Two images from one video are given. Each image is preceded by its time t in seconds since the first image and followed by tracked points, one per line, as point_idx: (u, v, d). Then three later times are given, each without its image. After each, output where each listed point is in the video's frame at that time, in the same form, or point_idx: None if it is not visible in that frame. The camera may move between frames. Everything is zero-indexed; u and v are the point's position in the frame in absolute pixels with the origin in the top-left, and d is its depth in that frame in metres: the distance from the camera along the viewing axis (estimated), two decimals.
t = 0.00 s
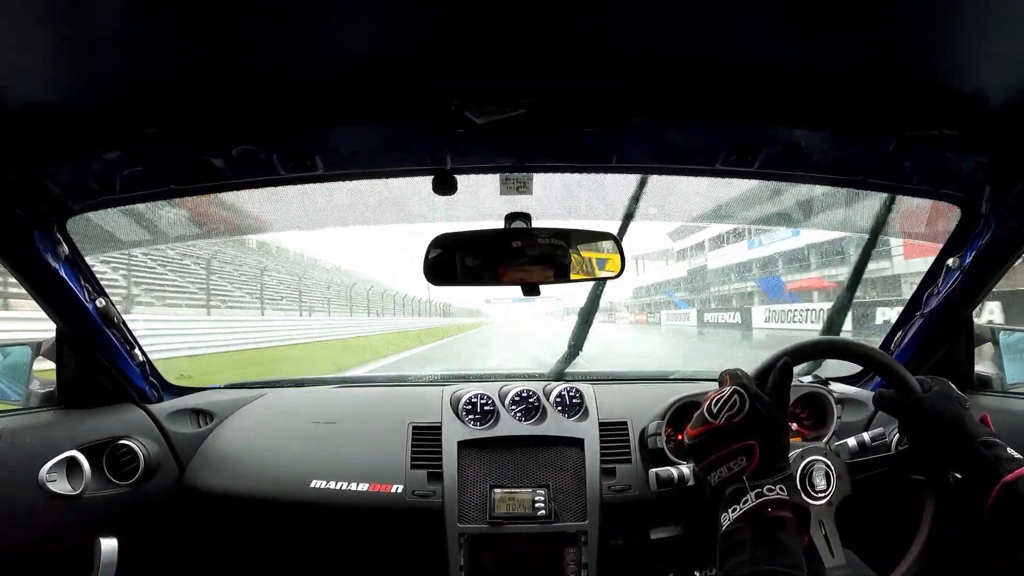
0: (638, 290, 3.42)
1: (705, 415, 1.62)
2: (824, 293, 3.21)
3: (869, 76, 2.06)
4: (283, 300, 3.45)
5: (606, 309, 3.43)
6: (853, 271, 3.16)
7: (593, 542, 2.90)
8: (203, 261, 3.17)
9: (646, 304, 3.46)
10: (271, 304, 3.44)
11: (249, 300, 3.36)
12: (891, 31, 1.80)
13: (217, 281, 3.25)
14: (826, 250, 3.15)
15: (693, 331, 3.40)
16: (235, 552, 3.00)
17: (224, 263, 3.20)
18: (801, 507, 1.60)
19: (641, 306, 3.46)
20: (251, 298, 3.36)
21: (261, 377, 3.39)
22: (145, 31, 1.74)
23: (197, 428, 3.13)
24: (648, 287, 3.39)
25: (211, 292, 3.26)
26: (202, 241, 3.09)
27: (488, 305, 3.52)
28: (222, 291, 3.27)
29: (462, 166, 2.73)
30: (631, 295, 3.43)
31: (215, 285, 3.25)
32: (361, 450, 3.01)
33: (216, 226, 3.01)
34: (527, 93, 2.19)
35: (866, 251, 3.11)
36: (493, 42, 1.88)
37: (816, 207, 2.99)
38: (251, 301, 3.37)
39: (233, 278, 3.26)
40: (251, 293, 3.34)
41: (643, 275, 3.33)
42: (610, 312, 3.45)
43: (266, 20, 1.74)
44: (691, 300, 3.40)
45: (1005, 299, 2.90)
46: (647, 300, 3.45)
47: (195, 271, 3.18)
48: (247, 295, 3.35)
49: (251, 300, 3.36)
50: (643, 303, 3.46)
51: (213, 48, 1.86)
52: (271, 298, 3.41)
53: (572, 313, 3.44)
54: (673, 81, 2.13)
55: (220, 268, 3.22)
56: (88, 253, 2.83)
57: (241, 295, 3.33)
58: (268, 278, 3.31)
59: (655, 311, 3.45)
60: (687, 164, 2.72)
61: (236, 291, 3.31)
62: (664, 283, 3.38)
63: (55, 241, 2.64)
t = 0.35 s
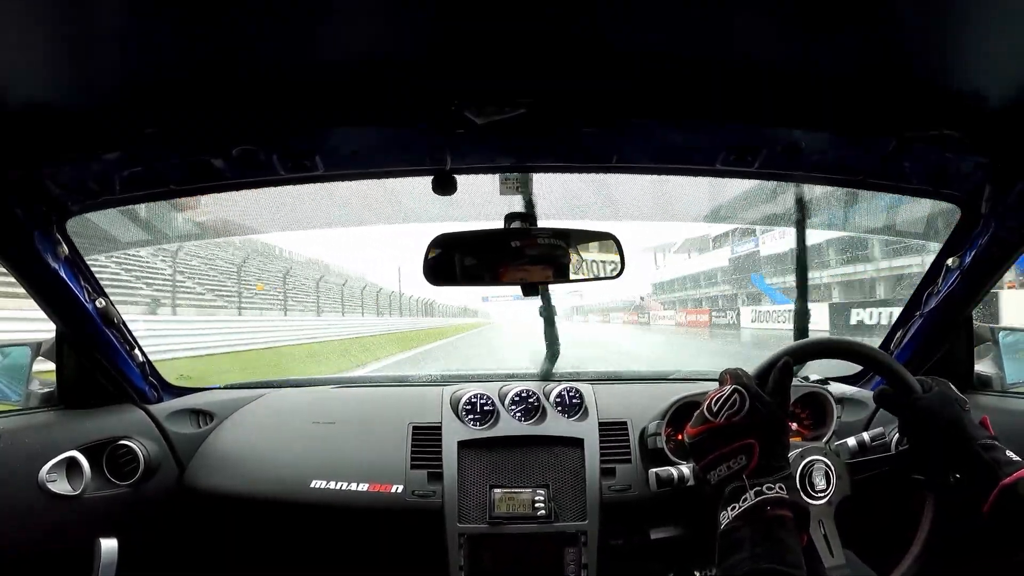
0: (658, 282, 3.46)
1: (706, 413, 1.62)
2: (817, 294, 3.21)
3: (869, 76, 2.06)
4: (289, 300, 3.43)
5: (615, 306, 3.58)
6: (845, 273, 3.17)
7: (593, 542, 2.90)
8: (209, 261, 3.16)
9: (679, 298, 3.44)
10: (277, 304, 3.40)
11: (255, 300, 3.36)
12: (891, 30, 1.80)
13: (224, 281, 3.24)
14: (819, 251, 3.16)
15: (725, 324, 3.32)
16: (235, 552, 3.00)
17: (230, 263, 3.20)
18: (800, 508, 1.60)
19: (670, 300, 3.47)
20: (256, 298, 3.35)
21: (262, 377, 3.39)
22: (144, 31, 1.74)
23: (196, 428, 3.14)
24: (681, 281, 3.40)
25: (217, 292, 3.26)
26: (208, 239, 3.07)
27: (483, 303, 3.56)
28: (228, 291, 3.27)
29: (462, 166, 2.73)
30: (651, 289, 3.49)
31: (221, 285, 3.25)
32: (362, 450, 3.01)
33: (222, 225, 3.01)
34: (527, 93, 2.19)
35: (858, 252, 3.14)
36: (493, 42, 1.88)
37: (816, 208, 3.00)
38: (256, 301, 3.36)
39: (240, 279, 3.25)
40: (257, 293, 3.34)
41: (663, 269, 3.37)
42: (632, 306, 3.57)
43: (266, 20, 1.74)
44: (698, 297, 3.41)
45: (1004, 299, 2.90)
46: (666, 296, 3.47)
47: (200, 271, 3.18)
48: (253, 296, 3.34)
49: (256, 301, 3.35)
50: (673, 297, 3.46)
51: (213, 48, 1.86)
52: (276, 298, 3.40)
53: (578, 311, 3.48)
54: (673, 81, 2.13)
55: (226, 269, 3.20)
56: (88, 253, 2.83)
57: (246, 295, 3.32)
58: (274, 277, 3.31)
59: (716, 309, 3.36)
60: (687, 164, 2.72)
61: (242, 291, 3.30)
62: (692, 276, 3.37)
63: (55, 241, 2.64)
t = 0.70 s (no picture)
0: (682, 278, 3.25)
1: (705, 413, 1.62)
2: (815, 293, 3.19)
3: (869, 76, 2.06)
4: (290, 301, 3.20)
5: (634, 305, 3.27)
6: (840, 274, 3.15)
7: (592, 542, 2.91)
8: (208, 259, 3.07)
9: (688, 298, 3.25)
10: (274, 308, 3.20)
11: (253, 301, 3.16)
12: (891, 30, 1.80)
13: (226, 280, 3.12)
14: (831, 245, 3.11)
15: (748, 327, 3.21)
16: (235, 552, 3.00)
17: (230, 264, 3.10)
18: (799, 506, 1.58)
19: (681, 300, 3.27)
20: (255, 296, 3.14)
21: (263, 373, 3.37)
22: (145, 31, 1.75)
23: (195, 428, 3.13)
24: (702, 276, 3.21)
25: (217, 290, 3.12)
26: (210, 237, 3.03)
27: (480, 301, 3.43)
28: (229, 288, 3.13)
29: (462, 166, 2.73)
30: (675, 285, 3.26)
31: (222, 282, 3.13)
32: (361, 450, 3.01)
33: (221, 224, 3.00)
34: (526, 93, 2.19)
35: (860, 254, 3.11)
36: (493, 42, 1.89)
37: (815, 209, 3.00)
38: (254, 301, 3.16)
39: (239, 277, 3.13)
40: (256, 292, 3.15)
41: (690, 260, 3.22)
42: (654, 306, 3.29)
43: (266, 20, 1.74)
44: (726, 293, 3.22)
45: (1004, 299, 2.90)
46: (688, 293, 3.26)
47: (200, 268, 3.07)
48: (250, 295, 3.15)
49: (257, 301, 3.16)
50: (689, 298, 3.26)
51: (213, 48, 1.86)
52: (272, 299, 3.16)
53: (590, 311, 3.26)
54: (673, 81, 2.13)
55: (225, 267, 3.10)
56: (88, 253, 2.84)
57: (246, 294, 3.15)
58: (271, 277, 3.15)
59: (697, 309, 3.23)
60: (687, 164, 2.72)
61: (241, 288, 3.13)
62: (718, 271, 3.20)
63: (54, 241, 2.64)
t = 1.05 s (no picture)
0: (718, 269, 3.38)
1: (706, 410, 1.61)
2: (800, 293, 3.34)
3: (869, 76, 2.06)
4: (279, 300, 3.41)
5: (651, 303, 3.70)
6: (838, 276, 3.20)
7: (592, 542, 2.91)
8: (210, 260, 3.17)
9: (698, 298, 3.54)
10: (273, 305, 3.39)
11: (255, 302, 3.36)
12: (891, 30, 1.80)
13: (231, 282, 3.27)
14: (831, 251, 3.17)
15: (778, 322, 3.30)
16: (235, 552, 3.00)
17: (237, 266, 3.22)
18: (800, 504, 1.59)
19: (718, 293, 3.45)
20: (255, 299, 3.35)
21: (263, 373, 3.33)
22: (143, 31, 1.74)
23: (195, 428, 3.13)
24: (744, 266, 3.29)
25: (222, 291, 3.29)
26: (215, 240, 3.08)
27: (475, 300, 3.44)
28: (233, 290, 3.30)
29: (461, 166, 2.73)
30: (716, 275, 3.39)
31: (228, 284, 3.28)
32: (361, 451, 3.01)
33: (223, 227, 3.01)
34: (526, 93, 2.19)
35: (860, 253, 3.13)
36: (492, 43, 1.89)
37: (814, 208, 2.99)
38: (257, 302, 3.36)
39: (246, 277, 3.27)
40: (258, 295, 3.34)
41: (731, 247, 3.26)
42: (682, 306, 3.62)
43: (266, 20, 1.74)
44: (750, 290, 3.36)
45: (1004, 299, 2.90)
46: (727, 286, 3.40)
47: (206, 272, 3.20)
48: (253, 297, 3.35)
49: (259, 302, 3.37)
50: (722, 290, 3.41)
51: (213, 48, 1.86)
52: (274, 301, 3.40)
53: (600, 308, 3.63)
54: (673, 81, 2.14)
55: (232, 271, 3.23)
56: (87, 251, 2.82)
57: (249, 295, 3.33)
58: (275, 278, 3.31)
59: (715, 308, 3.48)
60: (686, 164, 2.72)
61: (244, 291, 3.32)
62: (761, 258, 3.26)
63: (54, 241, 2.64)
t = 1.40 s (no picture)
0: (772, 257, 3.20)
1: (706, 410, 1.61)
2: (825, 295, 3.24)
3: (869, 76, 2.06)
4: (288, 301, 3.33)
5: (685, 301, 3.35)
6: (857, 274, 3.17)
7: (592, 542, 2.91)
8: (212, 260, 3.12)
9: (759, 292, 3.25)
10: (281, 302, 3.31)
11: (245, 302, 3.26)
12: (891, 31, 1.80)
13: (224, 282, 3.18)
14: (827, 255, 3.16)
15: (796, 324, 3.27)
16: (235, 552, 3.00)
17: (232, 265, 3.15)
18: (800, 503, 1.60)
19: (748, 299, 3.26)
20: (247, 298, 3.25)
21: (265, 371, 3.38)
22: (143, 31, 1.74)
23: (196, 427, 3.13)
24: (798, 254, 3.17)
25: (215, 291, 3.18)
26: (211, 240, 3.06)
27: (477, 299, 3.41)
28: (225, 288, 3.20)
29: (461, 166, 2.73)
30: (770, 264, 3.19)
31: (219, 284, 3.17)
32: (361, 451, 3.01)
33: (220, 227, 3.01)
34: (526, 93, 2.19)
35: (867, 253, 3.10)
36: (492, 43, 1.89)
37: (814, 207, 3.00)
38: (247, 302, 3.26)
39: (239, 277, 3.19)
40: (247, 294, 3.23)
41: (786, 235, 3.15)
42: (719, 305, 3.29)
43: (266, 20, 1.74)
44: (791, 286, 3.21)
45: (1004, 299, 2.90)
46: (781, 278, 3.20)
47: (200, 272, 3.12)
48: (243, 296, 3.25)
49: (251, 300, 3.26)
50: (752, 295, 3.24)
51: (213, 48, 1.86)
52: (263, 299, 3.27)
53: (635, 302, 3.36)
54: (673, 81, 2.14)
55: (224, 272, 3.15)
56: (87, 251, 2.83)
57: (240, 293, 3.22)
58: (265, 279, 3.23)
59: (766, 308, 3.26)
60: (686, 164, 2.72)
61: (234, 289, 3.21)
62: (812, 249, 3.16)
63: (54, 241, 2.64)
